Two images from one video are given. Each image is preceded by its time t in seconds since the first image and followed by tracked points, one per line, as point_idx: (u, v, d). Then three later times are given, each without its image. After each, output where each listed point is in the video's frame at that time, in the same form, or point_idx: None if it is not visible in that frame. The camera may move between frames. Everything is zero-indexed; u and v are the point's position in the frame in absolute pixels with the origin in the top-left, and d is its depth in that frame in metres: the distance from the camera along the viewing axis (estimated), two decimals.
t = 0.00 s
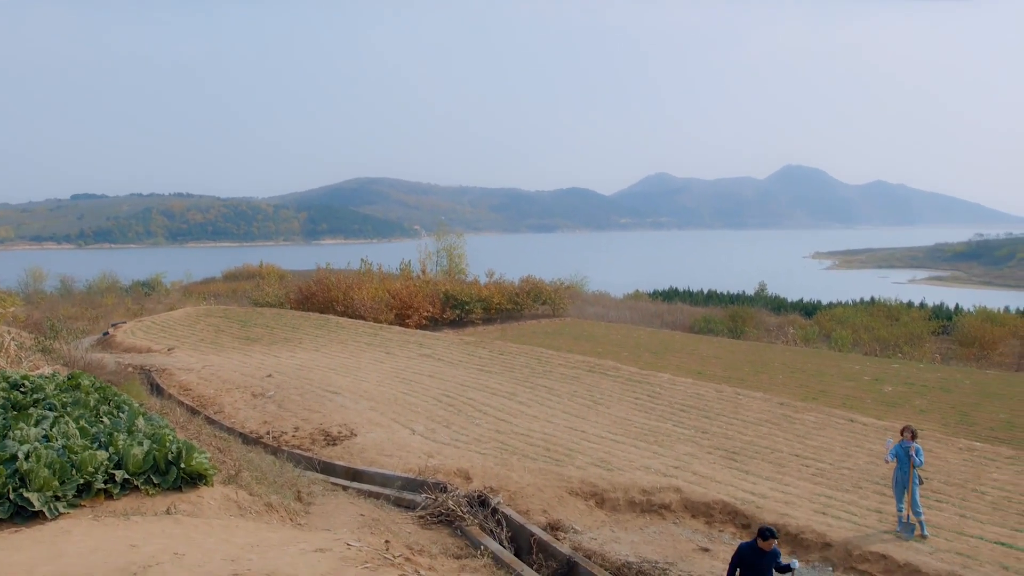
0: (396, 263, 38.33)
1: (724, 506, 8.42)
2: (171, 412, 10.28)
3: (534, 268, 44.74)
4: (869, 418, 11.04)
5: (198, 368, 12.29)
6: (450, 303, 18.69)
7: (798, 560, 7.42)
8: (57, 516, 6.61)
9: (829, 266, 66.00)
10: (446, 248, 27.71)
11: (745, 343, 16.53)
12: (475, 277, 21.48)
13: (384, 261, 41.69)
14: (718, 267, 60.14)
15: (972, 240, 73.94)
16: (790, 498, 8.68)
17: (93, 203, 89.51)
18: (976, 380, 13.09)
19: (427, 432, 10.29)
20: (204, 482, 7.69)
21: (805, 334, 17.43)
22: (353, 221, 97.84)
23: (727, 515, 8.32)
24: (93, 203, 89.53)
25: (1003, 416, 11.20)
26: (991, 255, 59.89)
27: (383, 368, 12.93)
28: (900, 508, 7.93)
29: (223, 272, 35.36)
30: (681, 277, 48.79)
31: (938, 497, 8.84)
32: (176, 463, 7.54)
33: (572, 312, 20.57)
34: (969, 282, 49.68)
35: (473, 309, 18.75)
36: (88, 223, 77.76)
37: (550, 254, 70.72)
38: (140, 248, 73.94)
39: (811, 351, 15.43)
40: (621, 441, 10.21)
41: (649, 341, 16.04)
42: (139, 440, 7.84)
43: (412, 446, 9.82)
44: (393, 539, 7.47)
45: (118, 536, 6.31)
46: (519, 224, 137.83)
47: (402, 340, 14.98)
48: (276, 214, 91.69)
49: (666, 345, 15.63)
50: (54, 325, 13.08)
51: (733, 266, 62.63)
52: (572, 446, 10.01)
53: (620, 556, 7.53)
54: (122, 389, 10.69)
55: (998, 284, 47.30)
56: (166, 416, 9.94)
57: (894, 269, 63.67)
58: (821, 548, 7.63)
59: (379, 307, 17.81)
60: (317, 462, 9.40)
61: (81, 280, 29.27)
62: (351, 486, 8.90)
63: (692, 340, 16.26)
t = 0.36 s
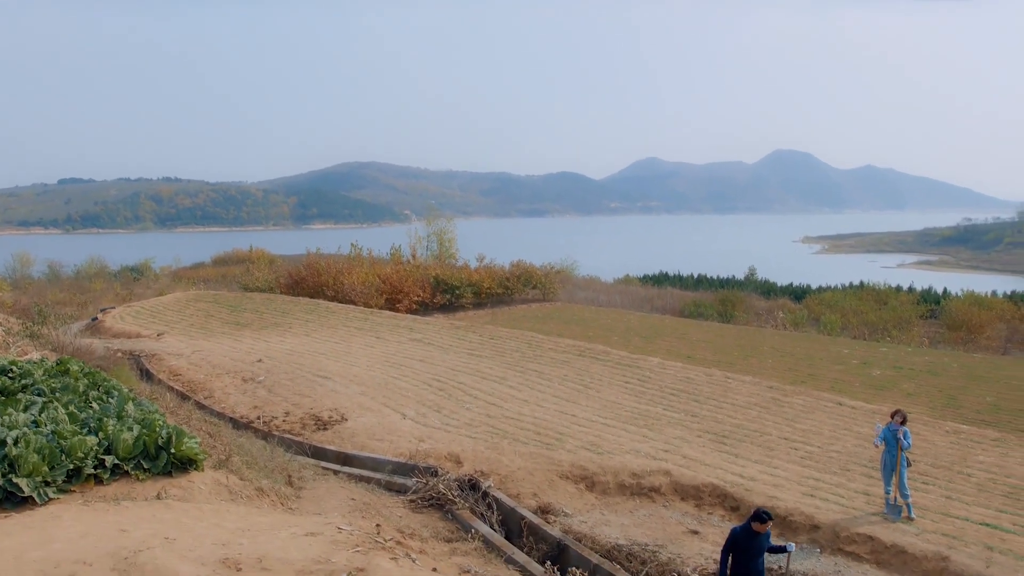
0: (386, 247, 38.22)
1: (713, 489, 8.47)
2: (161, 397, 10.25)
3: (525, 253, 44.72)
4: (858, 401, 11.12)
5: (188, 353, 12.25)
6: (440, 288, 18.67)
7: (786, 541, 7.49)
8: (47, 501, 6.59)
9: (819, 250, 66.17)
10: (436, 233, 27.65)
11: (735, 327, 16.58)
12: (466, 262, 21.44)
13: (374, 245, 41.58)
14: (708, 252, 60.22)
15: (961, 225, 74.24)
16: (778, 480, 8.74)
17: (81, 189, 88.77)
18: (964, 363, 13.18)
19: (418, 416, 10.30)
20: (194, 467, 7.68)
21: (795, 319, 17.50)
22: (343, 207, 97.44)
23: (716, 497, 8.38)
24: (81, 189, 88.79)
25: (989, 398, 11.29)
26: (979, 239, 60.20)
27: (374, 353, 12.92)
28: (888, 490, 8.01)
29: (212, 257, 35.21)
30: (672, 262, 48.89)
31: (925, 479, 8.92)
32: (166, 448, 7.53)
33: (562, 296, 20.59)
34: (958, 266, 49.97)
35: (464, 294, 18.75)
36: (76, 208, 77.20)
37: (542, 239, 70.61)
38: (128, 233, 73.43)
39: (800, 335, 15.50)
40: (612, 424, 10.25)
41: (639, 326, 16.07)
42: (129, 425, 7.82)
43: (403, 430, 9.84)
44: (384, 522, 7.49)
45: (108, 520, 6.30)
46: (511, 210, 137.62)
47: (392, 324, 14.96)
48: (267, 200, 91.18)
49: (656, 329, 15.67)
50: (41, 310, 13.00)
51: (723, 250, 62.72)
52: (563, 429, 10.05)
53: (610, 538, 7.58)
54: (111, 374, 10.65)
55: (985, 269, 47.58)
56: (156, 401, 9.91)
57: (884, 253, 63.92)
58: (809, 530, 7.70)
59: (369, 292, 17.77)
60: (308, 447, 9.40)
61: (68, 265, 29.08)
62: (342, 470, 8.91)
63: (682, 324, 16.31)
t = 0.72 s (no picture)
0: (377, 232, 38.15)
1: (703, 473, 8.52)
2: (151, 383, 10.22)
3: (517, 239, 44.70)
4: (847, 386, 11.19)
5: (178, 339, 12.20)
6: (431, 273, 18.70)
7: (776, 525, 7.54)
8: (37, 487, 6.56)
9: (810, 236, 66.40)
10: (427, 219, 27.60)
11: (725, 312, 16.61)
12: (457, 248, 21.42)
13: (365, 231, 41.49)
14: (700, 237, 60.30)
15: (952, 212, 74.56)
16: (768, 465, 8.79)
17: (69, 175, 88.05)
18: (952, 348, 13.28)
19: (409, 402, 10.31)
20: (185, 453, 7.66)
21: (785, 304, 17.60)
22: (334, 193, 97.04)
23: (706, 481, 8.43)
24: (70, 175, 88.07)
25: (977, 383, 11.38)
26: (968, 225, 60.52)
27: (365, 338, 12.90)
28: (877, 474, 8.06)
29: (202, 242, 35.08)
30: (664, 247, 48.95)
31: (912, 463, 8.99)
32: (157, 434, 7.50)
33: (553, 281, 20.62)
34: (946, 251, 50.23)
35: (455, 280, 18.78)
36: (64, 193, 76.66)
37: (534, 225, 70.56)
38: (117, 218, 72.95)
39: (790, 321, 15.56)
40: (603, 410, 10.28)
41: (630, 311, 16.11)
42: (119, 411, 7.80)
43: (394, 416, 9.85)
44: (376, 508, 7.50)
45: (99, 507, 6.29)
46: (503, 197, 137.52)
47: (383, 310, 14.94)
48: (257, 186, 90.69)
49: (647, 315, 15.71)
50: (29, 296, 12.92)
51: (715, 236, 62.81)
52: (553, 414, 10.08)
53: (600, 523, 7.62)
54: (101, 361, 10.61)
55: (974, 254, 47.83)
56: (146, 387, 9.88)
57: (874, 239, 64.14)
58: (798, 514, 7.76)
59: (360, 278, 17.74)
60: (299, 433, 9.40)
61: (56, 251, 28.91)
62: (333, 456, 8.91)
63: (672, 309, 16.35)
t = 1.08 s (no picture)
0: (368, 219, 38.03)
1: (694, 459, 8.56)
2: (141, 371, 10.19)
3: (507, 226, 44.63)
4: (837, 371, 11.25)
5: (169, 326, 12.16)
6: (422, 260, 18.71)
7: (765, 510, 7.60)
8: (28, 475, 6.54)
9: (802, 222, 66.47)
10: (418, 205, 27.54)
11: (716, 298, 16.64)
12: (448, 234, 21.39)
13: (356, 218, 41.34)
14: (692, 224, 60.35)
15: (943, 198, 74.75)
16: (759, 450, 8.84)
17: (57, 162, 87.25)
18: (941, 334, 13.36)
19: (401, 388, 10.32)
20: (176, 440, 7.64)
21: (776, 290, 17.67)
22: (326, 180, 96.58)
23: (697, 467, 8.47)
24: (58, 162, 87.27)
25: (965, 368, 11.46)
26: (957, 211, 60.80)
27: (356, 325, 12.89)
28: (866, 459, 8.12)
29: (192, 229, 34.91)
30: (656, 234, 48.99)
31: (901, 448, 9.05)
32: (148, 421, 7.48)
33: (545, 268, 20.64)
34: (936, 238, 50.46)
35: (446, 267, 18.80)
36: (53, 180, 76.02)
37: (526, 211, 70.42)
38: (106, 205, 72.40)
39: (781, 307, 15.61)
40: (594, 395, 10.31)
41: (621, 297, 16.15)
42: (109, 399, 7.77)
43: (386, 402, 9.86)
44: (368, 494, 7.52)
45: (90, 494, 6.28)
46: (496, 186, 137.23)
47: (375, 297, 14.92)
48: (248, 173, 90.16)
49: (638, 301, 15.74)
50: (18, 284, 12.84)
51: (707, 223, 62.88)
52: (545, 400, 10.10)
53: (592, 508, 7.66)
54: (91, 348, 10.57)
55: (963, 240, 48.06)
56: (136, 374, 9.86)
57: (865, 225, 64.32)
58: (788, 498, 7.81)
59: (351, 264, 17.71)
60: (290, 419, 9.39)
61: (45, 238, 28.71)
62: (325, 443, 8.91)
63: (663, 295, 16.40)
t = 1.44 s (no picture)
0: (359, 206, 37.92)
1: (685, 445, 8.59)
2: (131, 358, 10.16)
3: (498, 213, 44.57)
4: (827, 358, 11.30)
5: (159, 314, 12.10)
6: (413, 247, 18.70)
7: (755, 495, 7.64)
8: (18, 464, 6.51)
9: (793, 210, 66.60)
10: (409, 192, 27.47)
11: (706, 285, 16.68)
12: (438, 222, 21.36)
13: (346, 205, 41.19)
14: (683, 211, 60.38)
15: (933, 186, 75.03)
16: (749, 436, 8.89)
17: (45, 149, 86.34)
18: (929, 320, 13.45)
19: (392, 376, 10.32)
20: (166, 428, 7.61)
21: (766, 277, 17.75)
22: (317, 169, 96.12)
23: (688, 453, 8.51)
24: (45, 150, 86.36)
25: (953, 354, 11.54)
26: (946, 198, 61.09)
27: (347, 313, 12.87)
28: (855, 444, 8.17)
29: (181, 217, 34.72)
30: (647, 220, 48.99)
31: (890, 433, 9.11)
32: (138, 409, 7.45)
33: (536, 255, 20.67)
34: (925, 224, 50.66)
35: (437, 254, 18.83)
36: (41, 168, 75.40)
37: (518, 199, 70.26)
38: (94, 193, 71.79)
39: (772, 294, 15.66)
40: (585, 382, 10.33)
41: (612, 284, 16.18)
42: (99, 387, 7.74)
43: (376, 390, 9.86)
44: (359, 481, 7.52)
45: (80, 482, 6.26)
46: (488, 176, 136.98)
47: (365, 284, 14.89)
48: (238, 162, 89.62)
49: (628, 288, 15.77)
50: (6, 273, 12.75)
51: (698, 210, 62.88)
52: (536, 387, 10.13)
53: (583, 495, 7.69)
54: (80, 336, 10.52)
55: (952, 227, 48.37)
56: (126, 363, 9.82)
57: (855, 212, 64.48)
58: (777, 484, 7.86)
59: (342, 252, 17.67)
60: (281, 407, 9.37)
61: (32, 225, 28.48)
62: (316, 430, 8.90)
63: (654, 283, 16.42)
